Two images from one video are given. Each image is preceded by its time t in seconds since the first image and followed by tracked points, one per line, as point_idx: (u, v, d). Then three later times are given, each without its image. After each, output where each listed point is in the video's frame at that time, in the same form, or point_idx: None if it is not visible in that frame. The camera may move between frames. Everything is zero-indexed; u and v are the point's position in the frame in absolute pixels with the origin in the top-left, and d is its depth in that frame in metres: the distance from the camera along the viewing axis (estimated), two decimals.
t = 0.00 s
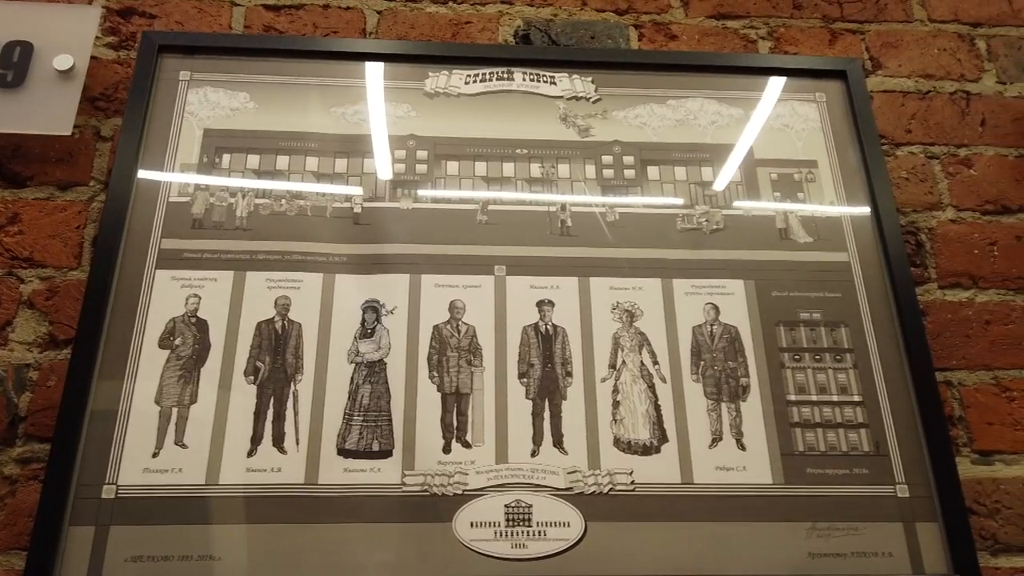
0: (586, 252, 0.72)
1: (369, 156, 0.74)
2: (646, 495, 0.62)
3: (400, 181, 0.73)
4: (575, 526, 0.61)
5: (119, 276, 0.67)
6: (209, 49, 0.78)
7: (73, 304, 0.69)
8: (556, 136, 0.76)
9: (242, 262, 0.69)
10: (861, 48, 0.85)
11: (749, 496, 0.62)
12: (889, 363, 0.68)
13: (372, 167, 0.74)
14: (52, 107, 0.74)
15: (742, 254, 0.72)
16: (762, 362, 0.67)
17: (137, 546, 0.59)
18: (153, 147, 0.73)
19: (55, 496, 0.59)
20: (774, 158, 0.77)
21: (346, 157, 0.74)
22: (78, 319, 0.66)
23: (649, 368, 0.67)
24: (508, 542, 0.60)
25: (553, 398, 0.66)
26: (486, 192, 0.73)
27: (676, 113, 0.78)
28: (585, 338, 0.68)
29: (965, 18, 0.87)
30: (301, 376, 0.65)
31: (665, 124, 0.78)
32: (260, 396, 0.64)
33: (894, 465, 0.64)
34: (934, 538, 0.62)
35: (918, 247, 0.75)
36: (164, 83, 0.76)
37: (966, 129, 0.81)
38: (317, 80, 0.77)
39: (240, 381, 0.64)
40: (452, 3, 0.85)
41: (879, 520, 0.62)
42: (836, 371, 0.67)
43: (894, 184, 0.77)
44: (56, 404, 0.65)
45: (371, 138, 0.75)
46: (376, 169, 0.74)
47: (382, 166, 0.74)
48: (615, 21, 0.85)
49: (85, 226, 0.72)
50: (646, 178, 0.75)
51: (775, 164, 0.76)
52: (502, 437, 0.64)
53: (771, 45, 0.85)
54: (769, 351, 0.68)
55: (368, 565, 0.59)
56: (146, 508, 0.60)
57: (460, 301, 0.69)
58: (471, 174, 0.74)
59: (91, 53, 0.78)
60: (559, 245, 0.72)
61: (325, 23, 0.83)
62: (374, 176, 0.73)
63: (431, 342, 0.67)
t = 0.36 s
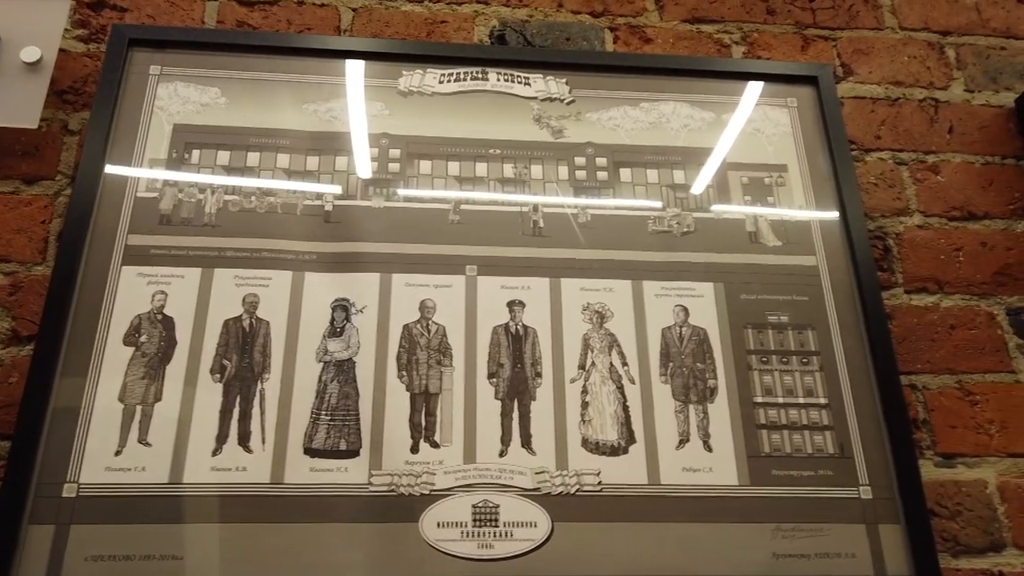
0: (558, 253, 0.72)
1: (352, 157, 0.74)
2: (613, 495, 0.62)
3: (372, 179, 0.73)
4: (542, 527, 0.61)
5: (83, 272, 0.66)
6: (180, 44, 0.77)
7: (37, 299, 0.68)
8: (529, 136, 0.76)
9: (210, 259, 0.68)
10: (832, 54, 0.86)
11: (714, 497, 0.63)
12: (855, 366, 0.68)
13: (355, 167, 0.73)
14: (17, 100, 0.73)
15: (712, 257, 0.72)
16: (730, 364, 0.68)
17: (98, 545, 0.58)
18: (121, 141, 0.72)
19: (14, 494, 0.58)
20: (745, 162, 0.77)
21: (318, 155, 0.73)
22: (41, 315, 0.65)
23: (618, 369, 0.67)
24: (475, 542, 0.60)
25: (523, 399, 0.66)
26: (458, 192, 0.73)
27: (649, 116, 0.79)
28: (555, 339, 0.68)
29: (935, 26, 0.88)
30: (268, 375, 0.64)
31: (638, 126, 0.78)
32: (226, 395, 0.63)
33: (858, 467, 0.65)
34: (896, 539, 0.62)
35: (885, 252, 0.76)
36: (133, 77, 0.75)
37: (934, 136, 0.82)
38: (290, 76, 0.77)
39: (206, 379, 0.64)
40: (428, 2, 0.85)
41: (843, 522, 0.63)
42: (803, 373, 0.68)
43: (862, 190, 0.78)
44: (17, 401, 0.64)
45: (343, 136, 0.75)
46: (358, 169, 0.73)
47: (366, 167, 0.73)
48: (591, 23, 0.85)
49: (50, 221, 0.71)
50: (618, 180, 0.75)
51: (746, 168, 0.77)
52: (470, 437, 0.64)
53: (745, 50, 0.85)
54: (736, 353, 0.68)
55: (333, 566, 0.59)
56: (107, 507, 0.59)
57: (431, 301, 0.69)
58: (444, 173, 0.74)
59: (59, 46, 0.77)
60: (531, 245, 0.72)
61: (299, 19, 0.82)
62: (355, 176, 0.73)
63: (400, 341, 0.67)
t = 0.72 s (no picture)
0: (527, 255, 0.72)
1: (328, 154, 0.73)
2: (579, 497, 0.63)
3: (341, 178, 0.72)
4: (507, 528, 0.61)
5: (45, 268, 0.65)
6: (148, 39, 0.76)
7: None
8: (500, 138, 0.76)
9: (175, 256, 0.67)
10: (802, 61, 0.87)
11: (679, 499, 0.63)
12: (819, 370, 0.69)
13: (332, 165, 0.73)
14: None
15: (680, 261, 0.73)
16: (696, 367, 0.68)
17: (54, 546, 0.57)
18: (85, 136, 0.71)
19: None
20: (714, 166, 0.78)
21: (287, 153, 0.73)
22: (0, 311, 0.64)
23: (585, 371, 0.67)
24: (438, 543, 0.60)
25: (489, 400, 0.65)
26: (428, 192, 0.73)
27: (620, 119, 0.79)
28: (523, 340, 0.68)
29: (903, 35, 0.89)
30: (232, 374, 0.64)
31: (609, 129, 0.78)
32: (189, 394, 0.63)
33: (820, 470, 0.65)
34: (857, 542, 0.63)
35: (851, 257, 0.77)
36: (99, 71, 0.74)
37: (900, 144, 0.83)
38: (259, 73, 0.76)
39: (169, 378, 0.63)
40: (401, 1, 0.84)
41: (805, 524, 0.63)
42: (768, 377, 0.68)
43: (829, 196, 0.79)
44: None
45: (312, 134, 0.74)
46: (335, 167, 0.73)
47: (343, 164, 0.73)
48: (564, 26, 0.86)
49: (12, 216, 0.69)
50: (588, 182, 0.76)
51: (715, 173, 0.77)
52: (435, 437, 0.64)
53: (716, 55, 0.86)
54: (703, 356, 0.69)
55: (295, 567, 0.58)
56: (65, 507, 0.58)
57: (399, 301, 0.68)
58: (414, 173, 0.74)
59: (24, 38, 0.76)
60: (501, 246, 0.72)
61: (270, 16, 0.81)
62: (332, 174, 0.72)
63: (367, 341, 0.66)
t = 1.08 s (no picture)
0: (495, 257, 0.72)
1: (303, 153, 0.73)
2: (542, 500, 0.63)
3: (310, 177, 0.72)
4: (470, 531, 0.61)
5: (3, 264, 0.64)
6: (114, 33, 0.75)
7: None
8: (471, 139, 0.76)
9: (138, 254, 0.66)
10: (771, 69, 0.88)
11: (642, 502, 0.64)
12: (781, 375, 0.70)
13: (307, 163, 0.73)
14: None
15: (647, 265, 0.73)
16: (661, 370, 0.69)
17: (7, 547, 0.56)
18: (48, 130, 0.70)
19: None
20: (683, 172, 0.78)
21: (254, 151, 0.72)
22: None
23: (551, 374, 0.68)
24: (401, 545, 0.60)
25: (455, 402, 0.65)
26: (398, 192, 0.73)
27: (591, 123, 0.79)
28: (490, 343, 0.68)
29: (871, 46, 0.91)
30: (194, 374, 0.63)
31: (580, 133, 0.79)
32: (150, 393, 0.62)
33: (781, 474, 0.66)
34: (816, 545, 0.64)
35: (815, 264, 0.78)
36: (63, 64, 0.73)
37: (865, 152, 0.84)
38: (228, 70, 0.75)
39: (129, 377, 0.62)
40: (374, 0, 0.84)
41: (765, 528, 0.64)
42: (731, 381, 0.69)
43: (795, 203, 0.80)
44: None
45: (281, 133, 0.74)
46: (310, 165, 0.72)
47: (319, 163, 0.73)
48: (537, 29, 0.86)
49: None
50: (557, 186, 0.76)
51: (683, 179, 0.78)
52: (400, 439, 0.63)
53: (687, 61, 0.87)
54: (668, 360, 0.69)
55: (254, 569, 0.58)
56: (20, 507, 0.57)
57: (365, 302, 0.68)
58: (383, 173, 0.73)
59: None
60: (469, 248, 0.72)
61: (241, 12, 0.81)
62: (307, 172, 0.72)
63: (332, 342, 0.66)
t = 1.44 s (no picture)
0: (460, 258, 0.72)
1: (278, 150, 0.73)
2: (502, 500, 0.63)
3: (274, 175, 0.72)
4: (429, 530, 0.61)
5: None
6: (77, 26, 0.74)
7: None
8: (437, 141, 0.77)
9: (98, 250, 0.66)
10: (736, 78, 0.89)
11: (600, 502, 0.64)
12: (739, 379, 0.71)
13: (281, 161, 0.72)
14: None
15: (610, 268, 0.74)
16: (622, 372, 0.70)
17: None
18: (7, 122, 0.69)
19: None
20: (647, 177, 0.79)
21: (219, 147, 0.72)
22: None
23: (513, 375, 0.68)
24: (359, 545, 0.60)
25: (416, 402, 0.66)
26: (363, 192, 0.73)
27: (557, 127, 0.80)
28: (452, 343, 0.68)
29: (833, 57, 0.93)
30: (153, 371, 0.63)
31: (546, 137, 0.79)
32: (107, 390, 0.61)
33: (736, 476, 0.67)
34: (769, 545, 0.65)
35: (774, 270, 0.79)
36: (25, 56, 0.72)
37: (825, 162, 0.86)
38: (193, 66, 0.75)
39: (86, 374, 0.62)
40: None
41: (720, 528, 0.65)
42: (690, 384, 0.70)
43: (755, 210, 0.82)
44: None
45: (246, 130, 0.73)
46: (284, 163, 0.72)
47: (293, 161, 0.73)
48: (506, 33, 0.86)
49: None
50: (523, 189, 0.77)
51: (647, 184, 0.79)
52: (360, 438, 0.63)
53: (654, 68, 0.88)
54: (628, 362, 0.70)
55: (210, 567, 0.58)
56: None
57: (328, 301, 0.68)
58: (349, 173, 0.73)
59: None
60: (434, 249, 0.72)
61: (208, 8, 0.80)
62: (281, 171, 0.72)
63: (294, 341, 0.66)
